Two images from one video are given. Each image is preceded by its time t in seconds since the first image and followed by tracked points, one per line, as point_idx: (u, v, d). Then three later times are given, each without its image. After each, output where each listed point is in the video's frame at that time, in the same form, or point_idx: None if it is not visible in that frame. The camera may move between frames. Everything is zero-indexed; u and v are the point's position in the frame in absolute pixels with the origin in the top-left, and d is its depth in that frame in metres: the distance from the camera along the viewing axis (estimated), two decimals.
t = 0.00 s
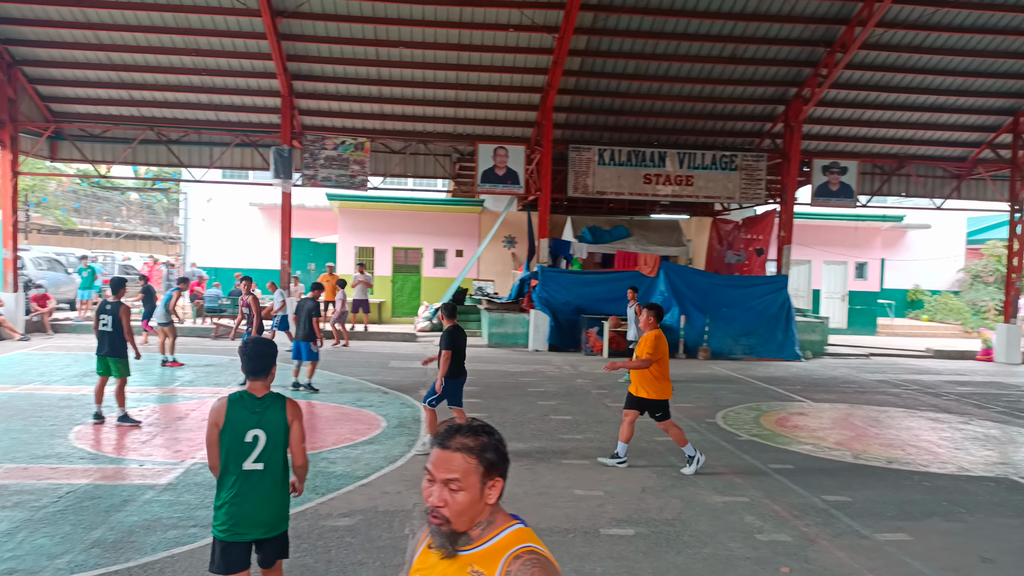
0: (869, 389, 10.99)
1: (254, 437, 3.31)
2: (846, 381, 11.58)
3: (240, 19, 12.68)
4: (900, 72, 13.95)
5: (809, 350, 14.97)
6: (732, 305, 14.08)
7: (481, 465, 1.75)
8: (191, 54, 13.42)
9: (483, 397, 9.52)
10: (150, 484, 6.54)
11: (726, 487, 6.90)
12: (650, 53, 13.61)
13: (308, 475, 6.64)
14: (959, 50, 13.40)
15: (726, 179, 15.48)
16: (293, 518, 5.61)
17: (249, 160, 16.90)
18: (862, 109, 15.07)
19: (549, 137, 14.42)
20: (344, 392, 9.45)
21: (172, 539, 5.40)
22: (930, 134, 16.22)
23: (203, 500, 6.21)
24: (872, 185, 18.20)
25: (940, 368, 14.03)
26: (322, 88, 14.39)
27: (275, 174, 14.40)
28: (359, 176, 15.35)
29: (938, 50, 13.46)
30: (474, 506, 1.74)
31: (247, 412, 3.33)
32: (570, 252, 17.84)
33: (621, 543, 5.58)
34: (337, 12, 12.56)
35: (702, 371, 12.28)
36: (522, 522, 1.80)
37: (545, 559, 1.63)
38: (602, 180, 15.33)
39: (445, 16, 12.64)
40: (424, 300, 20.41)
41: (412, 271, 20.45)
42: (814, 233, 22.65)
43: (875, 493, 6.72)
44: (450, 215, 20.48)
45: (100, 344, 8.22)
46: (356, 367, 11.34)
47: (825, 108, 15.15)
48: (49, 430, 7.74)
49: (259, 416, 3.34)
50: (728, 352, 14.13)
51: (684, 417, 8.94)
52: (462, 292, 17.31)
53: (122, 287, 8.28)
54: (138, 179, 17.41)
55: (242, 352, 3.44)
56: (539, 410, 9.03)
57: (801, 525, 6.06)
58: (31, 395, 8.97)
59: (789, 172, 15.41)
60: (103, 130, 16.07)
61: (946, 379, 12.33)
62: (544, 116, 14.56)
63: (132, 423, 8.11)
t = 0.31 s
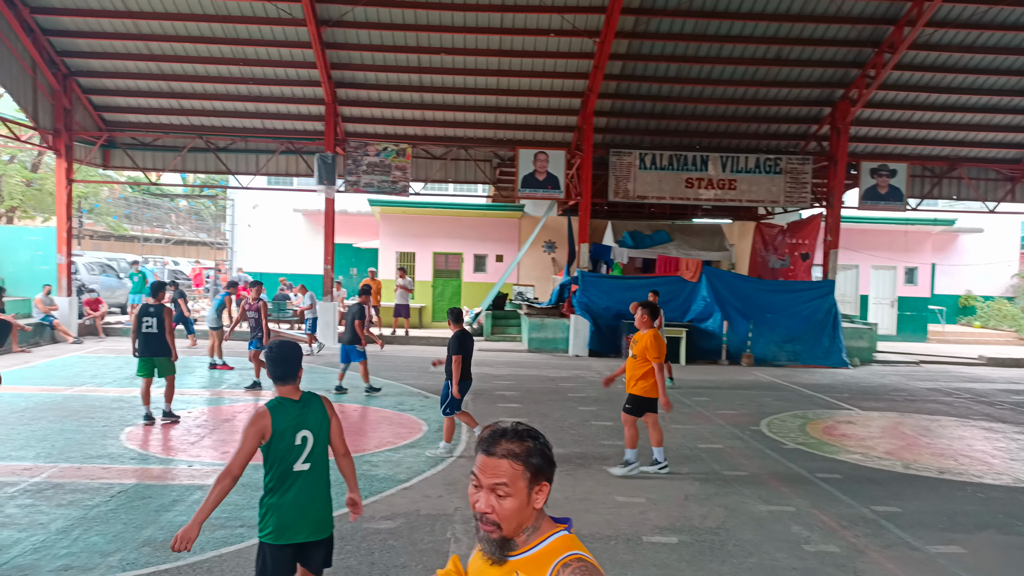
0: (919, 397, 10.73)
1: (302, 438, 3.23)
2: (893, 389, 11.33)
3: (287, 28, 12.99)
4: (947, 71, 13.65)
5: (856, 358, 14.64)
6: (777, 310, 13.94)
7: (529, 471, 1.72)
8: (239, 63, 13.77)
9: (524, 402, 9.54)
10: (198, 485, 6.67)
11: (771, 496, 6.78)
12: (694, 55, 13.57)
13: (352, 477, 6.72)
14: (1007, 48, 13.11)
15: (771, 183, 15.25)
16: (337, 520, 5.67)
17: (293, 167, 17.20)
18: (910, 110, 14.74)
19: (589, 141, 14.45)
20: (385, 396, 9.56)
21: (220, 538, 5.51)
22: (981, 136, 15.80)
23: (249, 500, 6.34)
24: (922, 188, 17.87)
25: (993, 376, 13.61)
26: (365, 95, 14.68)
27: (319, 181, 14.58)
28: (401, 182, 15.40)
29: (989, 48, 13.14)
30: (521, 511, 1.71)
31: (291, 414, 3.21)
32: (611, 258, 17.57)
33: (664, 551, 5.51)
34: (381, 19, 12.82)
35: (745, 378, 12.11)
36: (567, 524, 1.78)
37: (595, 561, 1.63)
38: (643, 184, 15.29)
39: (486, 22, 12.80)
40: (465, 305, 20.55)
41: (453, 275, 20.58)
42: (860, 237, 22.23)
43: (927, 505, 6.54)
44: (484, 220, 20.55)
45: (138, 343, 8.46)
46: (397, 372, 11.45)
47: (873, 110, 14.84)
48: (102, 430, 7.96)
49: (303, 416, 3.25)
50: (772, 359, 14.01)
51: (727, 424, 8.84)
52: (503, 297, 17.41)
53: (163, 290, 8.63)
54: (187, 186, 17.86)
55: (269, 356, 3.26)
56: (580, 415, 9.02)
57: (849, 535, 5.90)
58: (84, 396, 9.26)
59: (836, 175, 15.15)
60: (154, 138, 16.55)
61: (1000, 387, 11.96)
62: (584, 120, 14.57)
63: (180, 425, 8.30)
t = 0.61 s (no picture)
0: (965, 403, 10.47)
1: (336, 440, 2.98)
2: (937, 394, 11.06)
3: (326, 34, 13.24)
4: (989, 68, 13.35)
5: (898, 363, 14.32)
6: (818, 313, 13.74)
7: (559, 467, 1.78)
8: (279, 69, 14.04)
9: (560, 405, 9.53)
10: (239, 484, 6.78)
11: (813, 502, 6.64)
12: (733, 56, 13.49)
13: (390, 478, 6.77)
14: None
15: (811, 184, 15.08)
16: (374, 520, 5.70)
17: (331, 171, 17.40)
18: (953, 108, 14.42)
19: (626, 143, 14.44)
20: (424, 398, 9.64)
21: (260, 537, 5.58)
22: None
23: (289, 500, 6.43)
24: (968, 188, 17.34)
25: None
26: (402, 100, 14.84)
27: (357, 184, 14.87)
28: (437, 185, 15.51)
29: None
30: (548, 505, 1.77)
31: (322, 417, 2.97)
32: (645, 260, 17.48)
33: (702, 556, 5.42)
34: (418, 24, 12.99)
35: (784, 382, 11.93)
36: (600, 533, 1.78)
37: (615, 568, 1.62)
38: (680, 186, 15.18)
39: (522, 25, 12.93)
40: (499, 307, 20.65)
41: (488, 278, 20.67)
42: (904, 239, 21.58)
43: (974, 513, 6.35)
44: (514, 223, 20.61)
45: (178, 344, 8.65)
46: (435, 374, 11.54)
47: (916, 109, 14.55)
48: (146, 430, 8.13)
49: (334, 418, 3.00)
50: (813, 363, 13.79)
51: (766, 429, 8.72)
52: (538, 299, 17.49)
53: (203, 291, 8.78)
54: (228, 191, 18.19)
55: (299, 361, 3.05)
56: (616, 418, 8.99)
57: (893, 543, 5.74)
58: (129, 396, 9.48)
59: (879, 175, 14.92)
60: (197, 144, 16.91)
61: None
62: (621, 122, 14.55)
63: (222, 426, 8.46)
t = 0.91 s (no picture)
0: (996, 405, 10.29)
1: (359, 445, 2.89)
2: (966, 396, 10.89)
3: (349, 38, 13.35)
4: (1019, 65, 13.14)
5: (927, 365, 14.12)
6: (843, 315, 13.63)
7: (573, 458, 1.82)
8: (303, 73, 14.19)
9: (583, 406, 9.53)
10: (265, 484, 6.84)
11: (840, 506, 6.56)
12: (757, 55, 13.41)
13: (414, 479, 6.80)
14: None
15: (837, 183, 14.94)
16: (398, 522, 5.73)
17: (354, 173, 17.50)
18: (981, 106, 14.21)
19: (649, 144, 14.42)
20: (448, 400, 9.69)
21: (286, 537, 5.63)
22: None
23: (315, 499, 6.50)
24: (997, 187, 17.06)
25: None
26: (423, 102, 14.91)
27: (380, 186, 14.94)
28: (459, 187, 15.55)
29: None
30: (563, 498, 1.80)
31: (344, 421, 2.90)
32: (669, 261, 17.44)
33: (727, 559, 5.36)
34: (441, 27, 13.07)
35: (810, 384, 11.81)
36: (621, 536, 1.75)
37: (623, 567, 1.58)
38: (703, 187, 15.11)
39: (543, 27, 12.95)
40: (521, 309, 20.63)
41: (510, 279, 20.67)
42: (931, 238, 21.28)
43: (1007, 518, 6.23)
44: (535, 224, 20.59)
45: (198, 341, 8.84)
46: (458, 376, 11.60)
47: (944, 107, 14.37)
48: (174, 430, 8.23)
49: (357, 422, 2.92)
50: (839, 365, 13.66)
51: (792, 432, 8.65)
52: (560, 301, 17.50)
53: (224, 291, 8.96)
54: (254, 194, 18.39)
55: (327, 363, 3.02)
56: (639, 421, 8.98)
57: (923, 548, 5.65)
58: (156, 397, 9.60)
59: (906, 175, 14.77)
60: (223, 147, 17.13)
61: None
62: (643, 123, 14.52)
63: (249, 426, 8.56)
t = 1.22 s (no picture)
0: None
1: (396, 449, 2.90)
2: (993, 404, 10.71)
3: (373, 43, 13.42)
4: None
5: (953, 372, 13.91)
6: (868, 321, 13.49)
7: (597, 468, 1.80)
8: (326, 77, 14.29)
9: (604, 411, 9.52)
10: (287, 485, 6.89)
11: (864, 514, 6.47)
12: (780, 58, 13.35)
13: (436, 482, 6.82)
14: None
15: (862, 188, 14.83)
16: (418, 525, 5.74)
17: (377, 177, 17.58)
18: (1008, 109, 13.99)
19: (671, 148, 14.39)
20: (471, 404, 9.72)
21: (308, 537, 5.66)
22: None
23: (337, 500, 6.54)
24: None
25: None
26: (445, 106, 15.02)
27: (402, 191, 14.94)
28: (480, 190, 15.58)
29: None
30: (588, 507, 1.80)
31: (386, 423, 2.94)
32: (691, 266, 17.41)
33: (749, 566, 5.31)
34: (463, 31, 13.14)
35: (834, 390, 11.69)
36: (645, 551, 1.71)
37: None
38: (725, 191, 15.06)
39: (565, 31, 12.96)
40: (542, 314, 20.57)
41: (531, 283, 20.63)
42: (958, 244, 21.05)
43: None
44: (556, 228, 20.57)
45: (211, 341, 8.98)
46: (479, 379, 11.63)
47: (972, 111, 14.20)
48: (198, 431, 8.32)
49: (398, 426, 2.94)
50: (863, 371, 13.50)
51: (816, 439, 8.57)
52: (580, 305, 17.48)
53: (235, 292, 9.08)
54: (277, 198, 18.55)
55: (380, 364, 3.07)
56: (661, 426, 8.94)
57: (950, 557, 5.55)
58: (181, 398, 9.73)
59: (933, 179, 14.62)
60: (247, 151, 17.30)
61: None
62: (665, 127, 14.49)
63: (273, 427, 8.64)
